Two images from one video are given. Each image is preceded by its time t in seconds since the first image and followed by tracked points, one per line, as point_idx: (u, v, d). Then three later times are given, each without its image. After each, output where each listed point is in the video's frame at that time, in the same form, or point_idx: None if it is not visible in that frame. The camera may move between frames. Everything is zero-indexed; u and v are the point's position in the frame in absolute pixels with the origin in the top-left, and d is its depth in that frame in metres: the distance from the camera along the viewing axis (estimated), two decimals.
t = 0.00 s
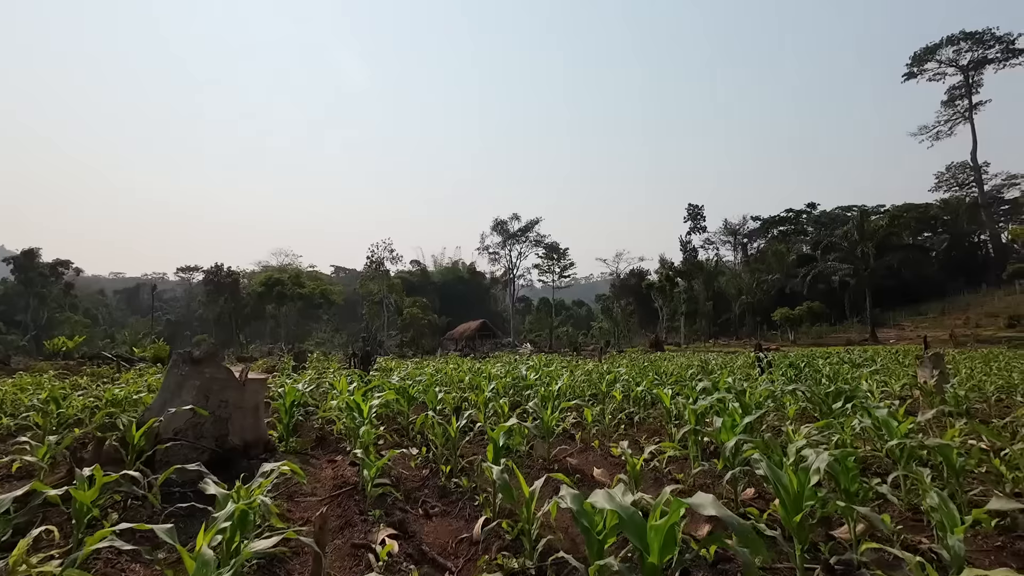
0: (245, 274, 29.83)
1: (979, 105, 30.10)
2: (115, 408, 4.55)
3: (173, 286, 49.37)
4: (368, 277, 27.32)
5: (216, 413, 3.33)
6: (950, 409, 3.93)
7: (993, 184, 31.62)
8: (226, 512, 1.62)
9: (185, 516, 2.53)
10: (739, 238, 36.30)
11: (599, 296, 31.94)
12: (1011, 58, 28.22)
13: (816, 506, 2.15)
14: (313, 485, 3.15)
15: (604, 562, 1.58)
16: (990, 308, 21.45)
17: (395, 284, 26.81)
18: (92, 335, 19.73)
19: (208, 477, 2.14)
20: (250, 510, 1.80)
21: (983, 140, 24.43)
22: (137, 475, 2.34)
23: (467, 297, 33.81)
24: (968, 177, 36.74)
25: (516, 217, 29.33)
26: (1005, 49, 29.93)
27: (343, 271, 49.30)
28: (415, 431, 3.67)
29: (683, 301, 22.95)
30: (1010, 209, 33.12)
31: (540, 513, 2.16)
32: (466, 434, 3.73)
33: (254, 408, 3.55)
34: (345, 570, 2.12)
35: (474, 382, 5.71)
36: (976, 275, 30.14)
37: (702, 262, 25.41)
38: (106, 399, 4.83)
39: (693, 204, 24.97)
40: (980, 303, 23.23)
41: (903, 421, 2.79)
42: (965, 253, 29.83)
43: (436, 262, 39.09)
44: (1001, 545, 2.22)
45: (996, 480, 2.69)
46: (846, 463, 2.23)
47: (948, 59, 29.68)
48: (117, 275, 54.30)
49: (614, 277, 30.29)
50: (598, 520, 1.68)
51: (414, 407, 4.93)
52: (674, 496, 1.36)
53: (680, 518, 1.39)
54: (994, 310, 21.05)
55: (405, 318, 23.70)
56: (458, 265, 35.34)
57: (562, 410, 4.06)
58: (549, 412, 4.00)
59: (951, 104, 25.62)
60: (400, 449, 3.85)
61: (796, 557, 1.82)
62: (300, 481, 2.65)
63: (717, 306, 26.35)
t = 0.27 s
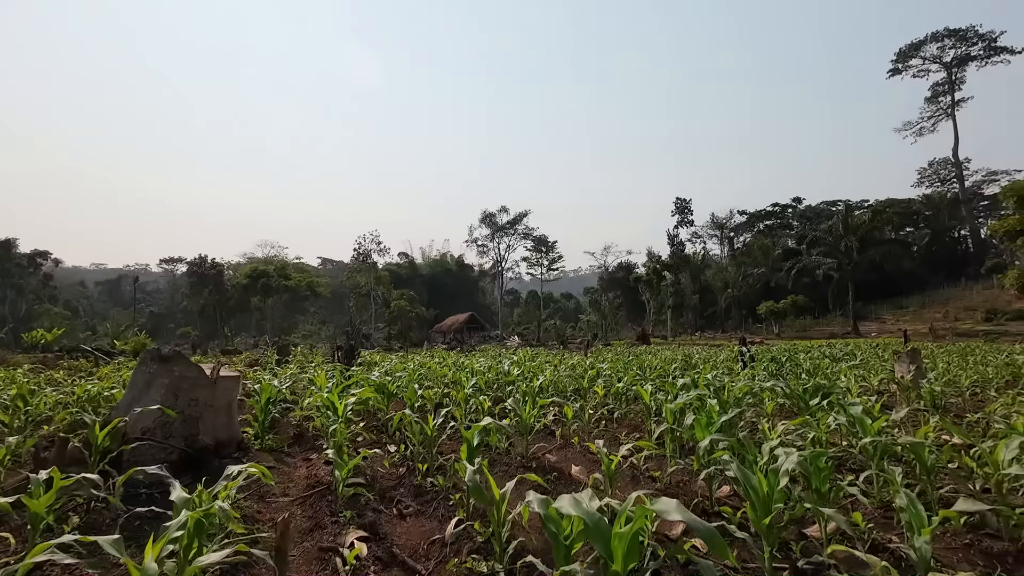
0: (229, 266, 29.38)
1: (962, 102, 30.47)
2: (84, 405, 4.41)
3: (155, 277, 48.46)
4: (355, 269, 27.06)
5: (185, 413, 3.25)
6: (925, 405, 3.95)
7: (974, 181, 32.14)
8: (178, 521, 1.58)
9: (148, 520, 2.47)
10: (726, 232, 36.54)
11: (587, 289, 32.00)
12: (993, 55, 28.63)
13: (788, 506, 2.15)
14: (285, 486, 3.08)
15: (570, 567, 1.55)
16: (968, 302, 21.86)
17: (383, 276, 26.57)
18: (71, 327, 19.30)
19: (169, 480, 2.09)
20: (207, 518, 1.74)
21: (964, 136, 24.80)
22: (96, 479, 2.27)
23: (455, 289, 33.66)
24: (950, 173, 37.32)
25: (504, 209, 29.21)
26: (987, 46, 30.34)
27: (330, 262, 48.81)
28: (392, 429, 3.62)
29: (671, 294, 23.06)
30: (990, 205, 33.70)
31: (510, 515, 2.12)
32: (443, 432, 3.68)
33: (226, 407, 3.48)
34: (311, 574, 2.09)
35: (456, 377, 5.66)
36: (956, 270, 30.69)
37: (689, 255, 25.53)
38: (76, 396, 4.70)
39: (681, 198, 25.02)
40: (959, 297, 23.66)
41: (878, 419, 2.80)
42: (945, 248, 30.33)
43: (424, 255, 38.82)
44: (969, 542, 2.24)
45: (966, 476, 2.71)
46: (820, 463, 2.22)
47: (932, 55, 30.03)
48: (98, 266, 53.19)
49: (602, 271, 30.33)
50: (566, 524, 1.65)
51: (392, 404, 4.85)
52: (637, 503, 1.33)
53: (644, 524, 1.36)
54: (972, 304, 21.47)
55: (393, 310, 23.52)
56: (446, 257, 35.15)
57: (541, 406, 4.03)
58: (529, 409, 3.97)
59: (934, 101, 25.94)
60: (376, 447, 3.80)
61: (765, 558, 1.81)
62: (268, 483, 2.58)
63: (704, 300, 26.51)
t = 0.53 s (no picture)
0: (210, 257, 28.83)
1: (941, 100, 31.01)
2: (49, 402, 4.27)
3: (133, 269, 47.39)
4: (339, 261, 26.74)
5: (152, 411, 3.15)
6: (900, 400, 3.99)
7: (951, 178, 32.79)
8: (128, 530, 1.53)
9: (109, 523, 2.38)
10: (710, 226, 36.83)
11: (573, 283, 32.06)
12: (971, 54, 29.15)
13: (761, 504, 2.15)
14: (257, 486, 3.01)
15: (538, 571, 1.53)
16: (943, 296, 22.36)
17: (367, 269, 26.31)
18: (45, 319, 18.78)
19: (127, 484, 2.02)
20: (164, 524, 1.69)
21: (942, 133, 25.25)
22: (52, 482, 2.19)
23: (440, 282, 33.49)
24: (928, 170, 38.00)
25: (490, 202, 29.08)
26: (966, 45, 30.88)
27: (314, 255, 48.22)
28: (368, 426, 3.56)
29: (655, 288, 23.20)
30: (965, 201, 34.47)
31: (483, 516, 2.09)
32: (420, 429, 3.63)
33: (196, 405, 3.39)
34: None
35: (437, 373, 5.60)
36: (932, 265, 31.34)
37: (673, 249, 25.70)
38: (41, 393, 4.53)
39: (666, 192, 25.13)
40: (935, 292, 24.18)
41: (852, 415, 2.81)
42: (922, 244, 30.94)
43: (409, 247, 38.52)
44: (939, 538, 2.27)
45: (936, 471, 2.75)
46: (794, 462, 2.22)
47: (912, 54, 30.48)
48: (74, 257, 51.86)
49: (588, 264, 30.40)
50: (535, 527, 1.62)
51: (370, 399, 4.78)
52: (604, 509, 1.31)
53: (610, 529, 1.33)
54: (947, 298, 21.96)
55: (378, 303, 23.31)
56: (431, 250, 34.91)
57: (521, 402, 4.00)
58: (508, 404, 3.94)
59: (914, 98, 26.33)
60: (353, 444, 3.74)
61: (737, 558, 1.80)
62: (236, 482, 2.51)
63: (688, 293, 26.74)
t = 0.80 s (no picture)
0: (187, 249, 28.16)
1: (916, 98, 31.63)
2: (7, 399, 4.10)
3: (106, 261, 46.08)
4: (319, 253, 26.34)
5: (113, 408, 3.04)
6: (871, 394, 4.05)
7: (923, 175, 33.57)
8: (74, 537, 1.46)
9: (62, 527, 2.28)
10: (692, 221, 37.20)
11: (556, 277, 32.11)
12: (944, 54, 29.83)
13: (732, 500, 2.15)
14: (223, 485, 2.92)
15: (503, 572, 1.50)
16: (914, 291, 22.96)
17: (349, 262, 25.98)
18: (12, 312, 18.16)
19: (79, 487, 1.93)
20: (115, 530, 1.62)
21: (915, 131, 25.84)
22: None
23: (423, 275, 33.24)
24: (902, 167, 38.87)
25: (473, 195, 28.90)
26: (939, 45, 31.58)
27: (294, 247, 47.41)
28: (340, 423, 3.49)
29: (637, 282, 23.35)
30: (937, 199, 35.38)
31: (451, 515, 2.05)
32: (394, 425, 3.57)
33: (160, 402, 3.28)
34: None
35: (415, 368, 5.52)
36: (905, 260, 32.12)
37: (655, 243, 25.90)
38: None
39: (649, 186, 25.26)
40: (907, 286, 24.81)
41: (823, 409, 2.84)
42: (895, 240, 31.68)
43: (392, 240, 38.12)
44: (905, 530, 2.30)
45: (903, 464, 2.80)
46: (763, 457, 2.23)
47: (888, 52, 31.07)
48: (43, 248, 50.21)
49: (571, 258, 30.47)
50: (501, 528, 1.59)
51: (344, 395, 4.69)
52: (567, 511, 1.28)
53: (574, 531, 1.31)
54: (918, 293, 22.55)
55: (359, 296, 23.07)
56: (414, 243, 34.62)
57: (498, 398, 3.96)
58: (485, 400, 3.90)
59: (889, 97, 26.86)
60: (325, 441, 3.66)
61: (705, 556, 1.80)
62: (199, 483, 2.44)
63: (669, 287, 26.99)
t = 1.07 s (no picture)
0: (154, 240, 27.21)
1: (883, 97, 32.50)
2: None
3: (68, 252, 44.35)
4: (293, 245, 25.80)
5: (56, 406, 2.89)
6: (833, 384, 4.13)
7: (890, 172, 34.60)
8: None
9: None
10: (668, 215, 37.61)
11: (534, 270, 32.12)
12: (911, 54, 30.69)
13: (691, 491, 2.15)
14: (175, 485, 2.81)
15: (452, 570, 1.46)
16: (879, 284, 23.69)
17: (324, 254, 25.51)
18: None
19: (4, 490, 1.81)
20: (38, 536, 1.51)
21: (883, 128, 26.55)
22: None
23: (400, 267, 32.88)
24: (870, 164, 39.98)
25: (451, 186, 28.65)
26: (906, 45, 32.47)
27: (267, 239, 46.37)
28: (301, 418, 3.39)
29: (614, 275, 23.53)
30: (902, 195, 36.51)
31: (407, 512, 2.00)
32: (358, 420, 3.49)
33: (110, 398, 3.13)
34: None
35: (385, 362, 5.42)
36: (871, 254, 33.08)
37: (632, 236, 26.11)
38: None
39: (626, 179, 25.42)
40: (873, 280, 25.59)
41: (785, 400, 2.86)
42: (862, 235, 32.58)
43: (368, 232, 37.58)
44: (860, 518, 2.34)
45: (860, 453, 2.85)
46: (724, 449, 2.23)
47: (858, 51, 31.80)
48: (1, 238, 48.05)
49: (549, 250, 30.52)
50: (452, 525, 1.54)
51: (310, 389, 4.58)
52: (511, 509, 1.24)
53: (520, 528, 1.27)
54: (883, 286, 23.27)
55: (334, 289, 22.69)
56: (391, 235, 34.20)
57: (467, 391, 3.91)
58: (452, 394, 3.84)
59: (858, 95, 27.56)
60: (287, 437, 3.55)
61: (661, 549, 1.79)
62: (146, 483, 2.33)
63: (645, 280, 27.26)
